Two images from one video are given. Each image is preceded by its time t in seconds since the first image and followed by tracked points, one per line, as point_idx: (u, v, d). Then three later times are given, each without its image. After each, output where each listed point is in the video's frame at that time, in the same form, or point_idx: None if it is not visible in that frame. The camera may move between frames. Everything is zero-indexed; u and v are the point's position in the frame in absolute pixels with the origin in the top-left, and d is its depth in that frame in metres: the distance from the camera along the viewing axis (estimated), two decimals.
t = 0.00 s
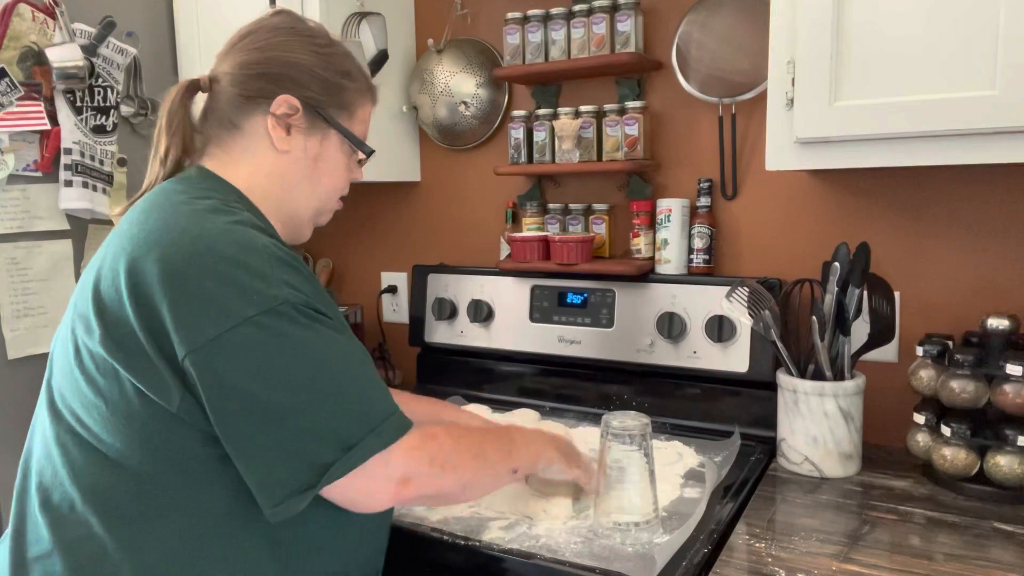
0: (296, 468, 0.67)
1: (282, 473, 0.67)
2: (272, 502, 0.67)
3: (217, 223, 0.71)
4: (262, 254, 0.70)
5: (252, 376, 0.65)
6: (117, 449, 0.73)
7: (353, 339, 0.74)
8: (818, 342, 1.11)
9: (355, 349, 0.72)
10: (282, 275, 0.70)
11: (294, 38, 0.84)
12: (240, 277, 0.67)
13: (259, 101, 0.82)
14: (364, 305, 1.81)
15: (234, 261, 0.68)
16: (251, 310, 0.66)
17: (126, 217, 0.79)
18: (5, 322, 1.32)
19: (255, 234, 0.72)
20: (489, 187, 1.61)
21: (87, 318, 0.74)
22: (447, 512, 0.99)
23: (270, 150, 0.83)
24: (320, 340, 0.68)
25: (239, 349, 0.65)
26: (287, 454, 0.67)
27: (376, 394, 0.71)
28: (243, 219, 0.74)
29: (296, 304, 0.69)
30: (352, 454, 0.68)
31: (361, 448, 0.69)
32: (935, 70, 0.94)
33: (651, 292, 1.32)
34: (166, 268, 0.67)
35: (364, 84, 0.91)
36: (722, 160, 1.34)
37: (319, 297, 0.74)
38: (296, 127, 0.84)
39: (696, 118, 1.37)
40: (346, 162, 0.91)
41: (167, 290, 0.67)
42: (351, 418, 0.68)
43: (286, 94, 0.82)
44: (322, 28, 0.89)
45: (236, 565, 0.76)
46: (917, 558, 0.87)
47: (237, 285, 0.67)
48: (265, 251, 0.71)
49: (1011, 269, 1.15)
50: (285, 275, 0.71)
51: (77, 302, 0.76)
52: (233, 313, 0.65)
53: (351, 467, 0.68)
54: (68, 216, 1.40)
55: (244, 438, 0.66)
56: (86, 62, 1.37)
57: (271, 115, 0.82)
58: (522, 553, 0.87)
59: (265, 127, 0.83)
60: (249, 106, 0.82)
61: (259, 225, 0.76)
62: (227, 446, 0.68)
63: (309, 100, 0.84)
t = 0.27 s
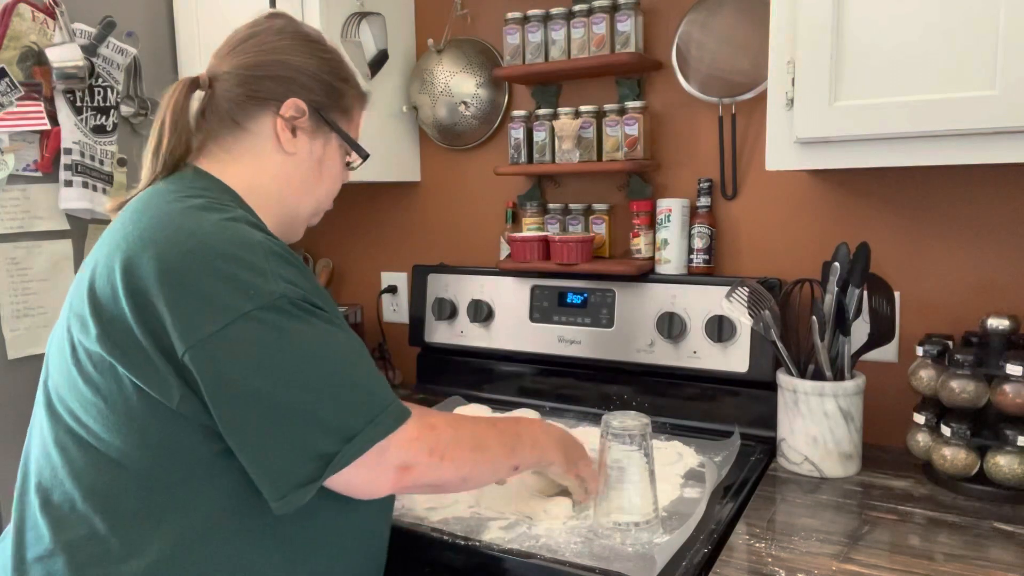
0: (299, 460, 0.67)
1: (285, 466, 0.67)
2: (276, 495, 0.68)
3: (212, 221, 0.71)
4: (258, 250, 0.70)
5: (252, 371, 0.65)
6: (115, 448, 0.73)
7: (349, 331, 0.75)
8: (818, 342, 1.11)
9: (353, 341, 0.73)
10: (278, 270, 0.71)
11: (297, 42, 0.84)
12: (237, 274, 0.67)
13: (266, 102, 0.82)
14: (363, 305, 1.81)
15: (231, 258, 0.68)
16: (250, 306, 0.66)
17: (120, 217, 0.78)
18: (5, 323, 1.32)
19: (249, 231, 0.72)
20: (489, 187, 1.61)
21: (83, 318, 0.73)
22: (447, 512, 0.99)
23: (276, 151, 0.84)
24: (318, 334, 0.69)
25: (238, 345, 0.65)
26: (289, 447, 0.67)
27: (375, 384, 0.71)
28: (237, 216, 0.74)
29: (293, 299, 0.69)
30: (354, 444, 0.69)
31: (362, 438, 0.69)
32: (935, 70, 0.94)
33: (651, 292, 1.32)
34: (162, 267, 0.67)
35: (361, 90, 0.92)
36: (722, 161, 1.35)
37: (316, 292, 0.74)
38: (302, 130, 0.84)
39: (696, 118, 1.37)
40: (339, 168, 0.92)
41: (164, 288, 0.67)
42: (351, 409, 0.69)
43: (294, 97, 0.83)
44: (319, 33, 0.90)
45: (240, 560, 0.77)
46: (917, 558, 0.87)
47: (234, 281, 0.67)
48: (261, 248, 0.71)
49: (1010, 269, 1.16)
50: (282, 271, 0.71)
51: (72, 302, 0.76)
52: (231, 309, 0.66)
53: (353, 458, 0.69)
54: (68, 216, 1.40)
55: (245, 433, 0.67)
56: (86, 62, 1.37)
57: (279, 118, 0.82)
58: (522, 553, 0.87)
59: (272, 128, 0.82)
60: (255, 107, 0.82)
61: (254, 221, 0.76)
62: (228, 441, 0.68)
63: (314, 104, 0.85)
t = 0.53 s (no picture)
0: (292, 458, 0.67)
1: (279, 463, 0.67)
2: (270, 492, 0.67)
3: (214, 219, 0.71)
4: (258, 248, 0.71)
5: (248, 366, 0.65)
6: (114, 443, 0.73)
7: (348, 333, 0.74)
8: (818, 342, 1.11)
9: (351, 342, 0.72)
10: (279, 268, 0.71)
11: (286, 41, 0.84)
12: (238, 270, 0.67)
13: (260, 103, 0.82)
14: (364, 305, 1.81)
15: (232, 254, 0.68)
16: (249, 302, 0.66)
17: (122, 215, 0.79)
18: (5, 323, 1.32)
19: (251, 229, 0.73)
20: (489, 187, 1.61)
21: (84, 314, 0.74)
22: (447, 512, 0.99)
23: (273, 151, 0.83)
24: (316, 331, 0.69)
25: (236, 340, 0.65)
26: (283, 445, 0.67)
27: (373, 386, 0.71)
28: (239, 215, 0.75)
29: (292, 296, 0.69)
30: (347, 444, 0.68)
31: (356, 439, 0.68)
32: (935, 70, 0.94)
33: (651, 292, 1.32)
34: (163, 262, 0.68)
35: (354, 85, 0.92)
36: (722, 161, 1.35)
37: (315, 292, 0.74)
38: (297, 128, 0.84)
39: (696, 118, 1.37)
40: (341, 163, 0.92)
41: (165, 282, 0.67)
42: (346, 408, 0.68)
43: (286, 95, 0.83)
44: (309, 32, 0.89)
45: (236, 557, 0.76)
46: (917, 558, 0.87)
47: (235, 276, 0.67)
48: (262, 246, 0.71)
49: (1010, 269, 1.15)
50: (282, 269, 0.71)
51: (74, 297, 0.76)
52: (229, 304, 0.66)
53: (347, 459, 0.68)
54: (69, 216, 1.40)
55: (241, 428, 0.66)
56: (86, 62, 1.37)
57: (273, 117, 0.82)
58: (521, 553, 0.87)
59: (267, 128, 0.82)
60: (250, 109, 0.81)
61: (256, 221, 0.76)
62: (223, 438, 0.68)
63: (309, 102, 0.85)
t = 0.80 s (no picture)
0: (322, 449, 0.69)
1: (310, 454, 0.69)
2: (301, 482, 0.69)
3: (236, 218, 0.73)
4: (283, 247, 0.73)
5: (279, 361, 0.67)
6: (134, 438, 0.73)
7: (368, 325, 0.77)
8: (818, 342, 1.11)
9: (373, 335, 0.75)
10: (303, 265, 0.73)
11: (292, 45, 0.84)
12: (264, 267, 0.69)
13: (263, 106, 0.82)
14: (364, 305, 1.81)
15: (258, 252, 0.70)
16: (277, 298, 0.68)
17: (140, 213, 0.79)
18: (5, 323, 1.32)
19: (273, 228, 0.75)
20: (489, 187, 1.61)
21: (104, 310, 0.74)
22: (447, 512, 0.99)
23: (278, 153, 0.84)
24: (342, 326, 0.71)
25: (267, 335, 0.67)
26: (314, 436, 0.69)
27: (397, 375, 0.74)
28: (259, 214, 0.76)
29: (318, 292, 0.71)
30: (376, 433, 0.71)
31: (384, 428, 0.71)
32: (936, 70, 0.94)
33: (651, 292, 1.32)
34: (190, 260, 0.69)
35: (364, 86, 0.92)
36: (722, 161, 1.35)
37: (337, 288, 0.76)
38: (303, 130, 0.84)
39: (696, 118, 1.37)
40: (351, 162, 0.92)
41: (192, 280, 0.68)
42: (375, 398, 0.71)
43: (290, 98, 0.83)
44: (316, 34, 0.89)
45: (254, 551, 0.77)
46: (917, 558, 0.87)
47: (262, 274, 0.69)
48: (285, 244, 0.73)
49: (1011, 269, 1.15)
50: (306, 266, 0.73)
51: (92, 292, 0.76)
52: (258, 301, 0.68)
53: (376, 446, 0.71)
54: (68, 216, 1.40)
55: (273, 421, 0.68)
56: (86, 62, 1.37)
57: (277, 120, 0.82)
58: (522, 553, 0.87)
59: (271, 130, 0.83)
60: (253, 112, 0.82)
61: (274, 220, 0.78)
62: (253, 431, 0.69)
63: (314, 104, 0.84)
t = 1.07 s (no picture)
0: (347, 443, 0.71)
1: (335, 448, 0.71)
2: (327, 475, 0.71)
3: (259, 219, 0.74)
4: (306, 247, 0.74)
5: (307, 358, 0.69)
6: (157, 434, 0.73)
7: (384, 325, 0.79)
8: (818, 342, 1.11)
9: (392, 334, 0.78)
10: (326, 265, 0.75)
11: (301, 49, 0.84)
12: (290, 267, 0.71)
13: (275, 113, 0.82)
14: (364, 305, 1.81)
15: (284, 253, 0.72)
16: (303, 297, 0.70)
17: (159, 210, 0.79)
18: (5, 323, 1.32)
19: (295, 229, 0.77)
20: (489, 187, 1.61)
21: (126, 306, 0.74)
22: (448, 513, 0.99)
23: (290, 158, 0.84)
24: (365, 325, 0.74)
25: (296, 333, 0.69)
26: (340, 431, 0.71)
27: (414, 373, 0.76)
28: (280, 215, 0.78)
29: (342, 292, 0.73)
30: (399, 428, 0.73)
31: (407, 423, 0.74)
32: (936, 70, 0.94)
33: (650, 292, 1.32)
34: (219, 259, 0.70)
35: (372, 88, 0.91)
36: (722, 161, 1.35)
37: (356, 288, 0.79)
38: (314, 134, 0.85)
39: (697, 118, 1.37)
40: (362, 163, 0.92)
41: (220, 279, 0.70)
42: (398, 393, 0.73)
43: (301, 103, 0.83)
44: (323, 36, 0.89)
45: (268, 548, 0.78)
46: (917, 558, 0.87)
47: (288, 274, 0.71)
48: (309, 245, 0.75)
49: (1011, 269, 1.15)
50: (329, 266, 0.75)
51: (112, 288, 0.76)
52: (286, 300, 0.70)
53: (399, 440, 0.73)
54: (68, 216, 1.40)
55: (298, 417, 0.70)
56: (86, 62, 1.37)
57: (288, 125, 0.83)
58: (521, 553, 0.87)
59: (283, 135, 0.83)
60: (265, 119, 0.82)
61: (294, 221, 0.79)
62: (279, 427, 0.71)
63: (323, 108, 0.85)
